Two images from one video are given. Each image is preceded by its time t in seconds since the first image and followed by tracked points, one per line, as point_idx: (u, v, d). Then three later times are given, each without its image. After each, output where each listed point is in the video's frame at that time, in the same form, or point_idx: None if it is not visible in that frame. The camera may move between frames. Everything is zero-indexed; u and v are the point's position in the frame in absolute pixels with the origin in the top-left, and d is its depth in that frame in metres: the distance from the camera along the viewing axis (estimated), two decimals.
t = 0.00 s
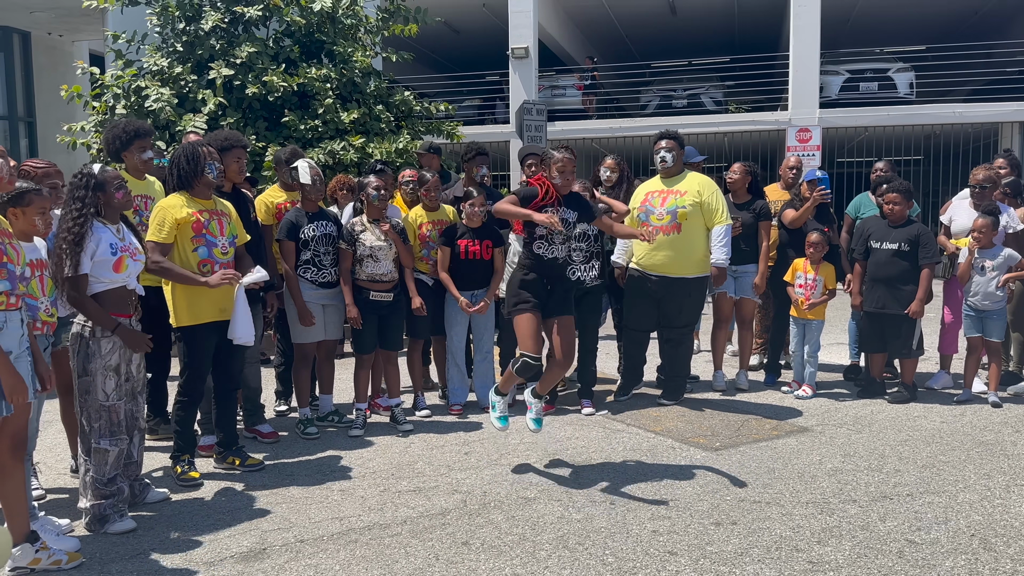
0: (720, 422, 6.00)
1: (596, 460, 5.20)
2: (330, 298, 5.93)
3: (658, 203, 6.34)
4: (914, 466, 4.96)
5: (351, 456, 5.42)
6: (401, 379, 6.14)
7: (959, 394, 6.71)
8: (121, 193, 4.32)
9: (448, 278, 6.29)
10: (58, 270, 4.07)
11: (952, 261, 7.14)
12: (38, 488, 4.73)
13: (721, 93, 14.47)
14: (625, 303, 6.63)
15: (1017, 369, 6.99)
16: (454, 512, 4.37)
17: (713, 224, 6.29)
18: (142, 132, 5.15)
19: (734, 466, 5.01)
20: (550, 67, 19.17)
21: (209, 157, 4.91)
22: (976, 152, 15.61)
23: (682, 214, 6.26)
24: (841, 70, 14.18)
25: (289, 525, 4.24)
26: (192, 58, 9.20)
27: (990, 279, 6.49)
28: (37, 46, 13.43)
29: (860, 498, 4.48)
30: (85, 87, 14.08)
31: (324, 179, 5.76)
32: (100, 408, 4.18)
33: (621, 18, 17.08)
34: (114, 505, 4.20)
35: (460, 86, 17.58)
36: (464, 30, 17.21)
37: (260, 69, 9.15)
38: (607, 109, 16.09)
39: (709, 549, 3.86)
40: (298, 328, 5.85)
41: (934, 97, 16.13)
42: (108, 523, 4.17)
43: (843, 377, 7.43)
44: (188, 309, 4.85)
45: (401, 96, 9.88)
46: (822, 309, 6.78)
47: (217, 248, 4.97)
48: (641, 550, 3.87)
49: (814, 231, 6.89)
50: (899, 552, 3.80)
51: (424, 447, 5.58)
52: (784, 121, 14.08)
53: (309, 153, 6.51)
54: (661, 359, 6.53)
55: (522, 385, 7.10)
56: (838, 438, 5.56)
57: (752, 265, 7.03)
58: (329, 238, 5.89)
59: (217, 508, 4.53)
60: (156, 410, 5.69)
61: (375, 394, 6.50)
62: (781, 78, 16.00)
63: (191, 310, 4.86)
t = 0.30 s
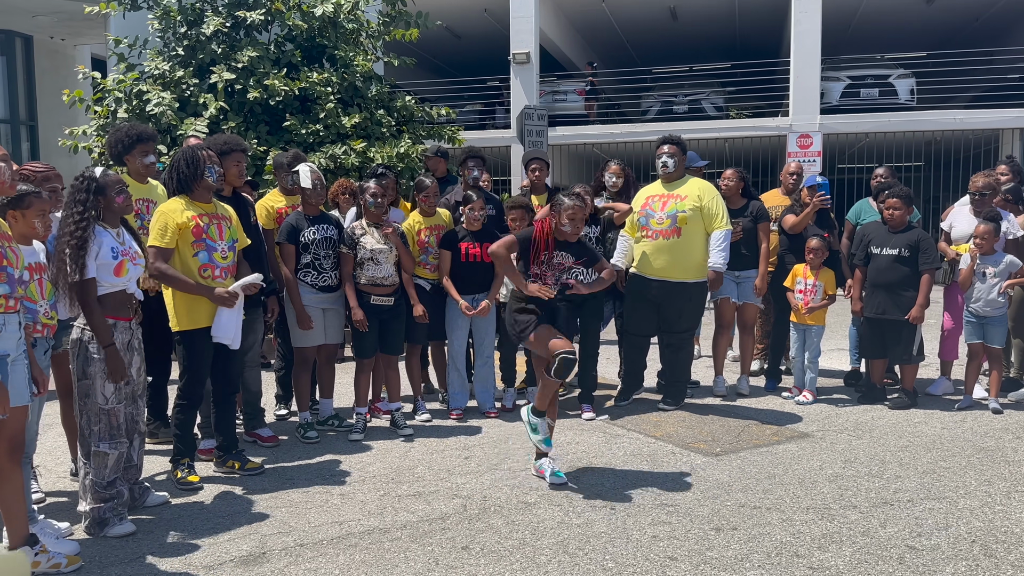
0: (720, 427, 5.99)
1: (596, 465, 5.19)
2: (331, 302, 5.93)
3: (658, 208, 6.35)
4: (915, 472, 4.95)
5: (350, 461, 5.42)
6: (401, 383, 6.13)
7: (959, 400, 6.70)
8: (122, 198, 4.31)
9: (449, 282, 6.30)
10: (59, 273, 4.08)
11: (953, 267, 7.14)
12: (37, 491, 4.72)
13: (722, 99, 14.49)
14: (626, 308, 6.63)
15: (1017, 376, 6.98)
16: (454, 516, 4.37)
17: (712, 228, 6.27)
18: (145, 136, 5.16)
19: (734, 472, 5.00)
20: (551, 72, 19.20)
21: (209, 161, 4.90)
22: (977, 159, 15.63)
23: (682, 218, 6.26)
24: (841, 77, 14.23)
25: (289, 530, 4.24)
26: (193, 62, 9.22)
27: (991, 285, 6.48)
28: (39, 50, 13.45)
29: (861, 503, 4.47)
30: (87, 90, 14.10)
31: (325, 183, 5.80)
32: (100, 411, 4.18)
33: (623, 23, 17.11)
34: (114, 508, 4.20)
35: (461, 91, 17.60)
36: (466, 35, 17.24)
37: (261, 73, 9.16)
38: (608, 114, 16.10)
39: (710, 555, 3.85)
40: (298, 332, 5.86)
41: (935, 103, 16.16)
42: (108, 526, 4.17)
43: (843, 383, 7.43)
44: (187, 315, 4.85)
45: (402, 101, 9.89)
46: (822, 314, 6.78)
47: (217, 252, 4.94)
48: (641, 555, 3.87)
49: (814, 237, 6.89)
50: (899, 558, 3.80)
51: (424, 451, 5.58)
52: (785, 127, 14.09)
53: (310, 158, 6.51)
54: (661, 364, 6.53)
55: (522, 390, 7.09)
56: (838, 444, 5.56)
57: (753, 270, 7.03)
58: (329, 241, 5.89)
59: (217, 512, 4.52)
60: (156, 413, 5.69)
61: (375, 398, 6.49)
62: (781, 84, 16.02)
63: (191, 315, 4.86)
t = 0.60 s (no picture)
0: (720, 431, 5.99)
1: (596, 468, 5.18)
2: (331, 305, 5.94)
3: (658, 211, 6.35)
4: (915, 476, 4.94)
5: (350, 463, 5.41)
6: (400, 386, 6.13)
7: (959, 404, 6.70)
8: (124, 200, 4.30)
9: (448, 284, 6.32)
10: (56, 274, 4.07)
11: (953, 271, 7.14)
12: (36, 493, 4.72)
13: (722, 102, 14.50)
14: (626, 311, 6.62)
15: (1017, 380, 6.99)
16: (452, 519, 4.36)
17: (712, 233, 6.28)
18: (141, 140, 5.16)
19: (733, 475, 5.00)
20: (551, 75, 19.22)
21: (209, 163, 4.91)
22: (977, 163, 15.65)
23: (682, 222, 6.27)
24: (842, 80, 14.22)
25: (287, 532, 4.23)
26: (194, 63, 9.22)
27: (992, 288, 6.48)
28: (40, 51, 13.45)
29: (860, 507, 4.47)
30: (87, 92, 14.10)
31: (325, 186, 5.86)
32: (100, 413, 4.16)
33: (623, 27, 17.13)
34: (112, 510, 4.19)
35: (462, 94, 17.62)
36: (466, 38, 17.25)
37: (262, 75, 9.17)
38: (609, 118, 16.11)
39: (709, 558, 3.84)
40: (298, 334, 5.87)
41: (935, 108, 16.18)
42: (106, 528, 4.16)
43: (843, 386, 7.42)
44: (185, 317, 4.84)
45: (403, 104, 9.90)
46: (821, 317, 6.77)
47: (217, 255, 4.95)
48: (640, 558, 3.86)
49: (813, 240, 6.89)
50: (898, 562, 3.79)
51: (423, 454, 5.57)
52: (786, 130, 14.10)
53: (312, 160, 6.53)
54: (661, 368, 6.52)
55: (522, 393, 7.09)
56: (838, 448, 5.55)
57: (753, 273, 7.04)
58: (329, 243, 5.96)
59: (215, 514, 4.52)
60: (155, 415, 5.68)
61: (375, 400, 6.49)
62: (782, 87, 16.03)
63: (190, 318, 4.86)
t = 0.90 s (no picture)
0: (719, 432, 5.99)
1: (595, 469, 5.19)
2: (331, 306, 5.95)
3: (658, 213, 6.35)
4: (914, 477, 4.95)
5: (349, 464, 5.42)
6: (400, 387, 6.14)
7: (959, 406, 6.71)
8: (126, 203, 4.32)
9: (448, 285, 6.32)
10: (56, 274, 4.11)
11: (952, 273, 7.14)
12: (36, 493, 4.72)
13: (722, 104, 14.52)
14: (625, 313, 6.63)
15: (1017, 381, 7.00)
16: (452, 520, 4.37)
17: (712, 235, 6.28)
18: (139, 141, 5.17)
19: (732, 476, 5.00)
20: (552, 77, 19.24)
21: (209, 164, 4.92)
22: (977, 165, 15.67)
23: (682, 224, 6.28)
24: (842, 82, 14.23)
25: (287, 533, 4.23)
26: (194, 65, 9.23)
27: (991, 289, 6.49)
28: (41, 53, 13.46)
29: (859, 508, 4.47)
30: (88, 94, 14.11)
31: (325, 187, 5.88)
32: (100, 413, 4.17)
33: (624, 29, 17.14)
34: (112, 510, 4.20)
35: (462, 95, 17.63)
36: (467, 40, 17.27)
37: (262, 77, 9.18)
38: (609, 120, 16.11)
39: (708, 559, 3.85)
40: (298, 335, 5.88)
41: (934, 110, 16.19)
42: (106, 529, 4.17)
43: (843, 388, 7.43)
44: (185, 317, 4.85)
45: (403, 105, 9.91)
46: (821, 319, 6.77)
47: (217, 256, 4.95)
48: (639, 559, 3.87)
49: (813, 242, 6.89)
50: (898, 563, 3.80)
51: (423, 455, 5.58)
52: (786, 132, 14.09)
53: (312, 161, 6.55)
54: (660, 369, 6.52)
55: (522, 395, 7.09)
56: (837, 449, 5.56)
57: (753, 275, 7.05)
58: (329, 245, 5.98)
59: (215, 515, 4.52)
60: (155, 416, 5.69)
61: (375, 402, 6.49)
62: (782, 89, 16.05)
63: (191, 319, 4.86)
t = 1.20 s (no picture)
0: (720, 432, 6.00)
1: (595, 469, 5.20)
2: (332, 307, 5.97)
3: (659, 214, 6.36)
4: (914, 477, 4.95)
5: (350, 464, 5.43)
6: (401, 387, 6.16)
7: (959, 406, 6.72)
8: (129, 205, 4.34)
9: (449, 285, 6.33)
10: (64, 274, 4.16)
11: (952, 273, 7.15)
12: (39, 493, 4.73)
13: (723, 105, 14.53)
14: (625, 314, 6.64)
15: (1018, 382, 7.00)
16: (453, 520, 4.38)
17: (712, 236, 6.29)
18: (142, 142, 5.18)
19: (732, 476, 5.01)
20: (553, 79, 19.27)
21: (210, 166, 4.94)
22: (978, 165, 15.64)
23: (682, 225, 6.29)
24: (843, 83, 14.22)
25: (288, 532, 4.25)
26: (195, 67, 9.25)
27: (991, 289, 6.50)
28: (43, 55, 13.47)
29: (859, 508, 4.48)
30: (90, 95, 14.12)
31: (326, 188, 5.90)
32: (102, 413, 4.19)
33: (624, 30, 17.17)
34: (114, 510, 4.21)
35: (463, 96, 17.65)
36: (468, 42, 17.28)
37: (263, 78, 9.20)
38: (610, 121, 16.12)
39: (708, 559, 3.86)
40: (299, 336, 5.89)
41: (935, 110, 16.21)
42: (108, 528, 4.18)
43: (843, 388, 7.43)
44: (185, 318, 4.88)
45: (404, 106, 9.93)
46: (822, 319, 6.78)
47: (217, 257, 4.97)
48: (640, 559, 3.88)
49: (813, 243, 6.91)
50: (898, 562, 3.81)
51: (423, 455, 5.59)
52: (787, 133, 14.10)
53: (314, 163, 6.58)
54: (660, 370, 6.53)
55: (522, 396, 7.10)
56: (838, 449, 5.56)
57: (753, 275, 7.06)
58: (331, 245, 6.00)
59: (216, 515, 4.53)
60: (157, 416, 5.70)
61: (376, 402, 6.51)
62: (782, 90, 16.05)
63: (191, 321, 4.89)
